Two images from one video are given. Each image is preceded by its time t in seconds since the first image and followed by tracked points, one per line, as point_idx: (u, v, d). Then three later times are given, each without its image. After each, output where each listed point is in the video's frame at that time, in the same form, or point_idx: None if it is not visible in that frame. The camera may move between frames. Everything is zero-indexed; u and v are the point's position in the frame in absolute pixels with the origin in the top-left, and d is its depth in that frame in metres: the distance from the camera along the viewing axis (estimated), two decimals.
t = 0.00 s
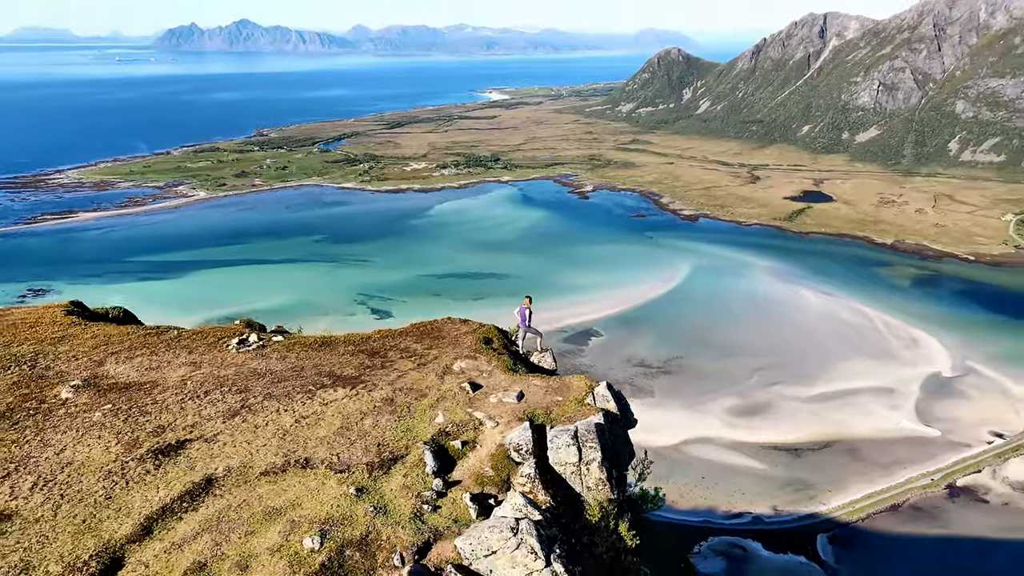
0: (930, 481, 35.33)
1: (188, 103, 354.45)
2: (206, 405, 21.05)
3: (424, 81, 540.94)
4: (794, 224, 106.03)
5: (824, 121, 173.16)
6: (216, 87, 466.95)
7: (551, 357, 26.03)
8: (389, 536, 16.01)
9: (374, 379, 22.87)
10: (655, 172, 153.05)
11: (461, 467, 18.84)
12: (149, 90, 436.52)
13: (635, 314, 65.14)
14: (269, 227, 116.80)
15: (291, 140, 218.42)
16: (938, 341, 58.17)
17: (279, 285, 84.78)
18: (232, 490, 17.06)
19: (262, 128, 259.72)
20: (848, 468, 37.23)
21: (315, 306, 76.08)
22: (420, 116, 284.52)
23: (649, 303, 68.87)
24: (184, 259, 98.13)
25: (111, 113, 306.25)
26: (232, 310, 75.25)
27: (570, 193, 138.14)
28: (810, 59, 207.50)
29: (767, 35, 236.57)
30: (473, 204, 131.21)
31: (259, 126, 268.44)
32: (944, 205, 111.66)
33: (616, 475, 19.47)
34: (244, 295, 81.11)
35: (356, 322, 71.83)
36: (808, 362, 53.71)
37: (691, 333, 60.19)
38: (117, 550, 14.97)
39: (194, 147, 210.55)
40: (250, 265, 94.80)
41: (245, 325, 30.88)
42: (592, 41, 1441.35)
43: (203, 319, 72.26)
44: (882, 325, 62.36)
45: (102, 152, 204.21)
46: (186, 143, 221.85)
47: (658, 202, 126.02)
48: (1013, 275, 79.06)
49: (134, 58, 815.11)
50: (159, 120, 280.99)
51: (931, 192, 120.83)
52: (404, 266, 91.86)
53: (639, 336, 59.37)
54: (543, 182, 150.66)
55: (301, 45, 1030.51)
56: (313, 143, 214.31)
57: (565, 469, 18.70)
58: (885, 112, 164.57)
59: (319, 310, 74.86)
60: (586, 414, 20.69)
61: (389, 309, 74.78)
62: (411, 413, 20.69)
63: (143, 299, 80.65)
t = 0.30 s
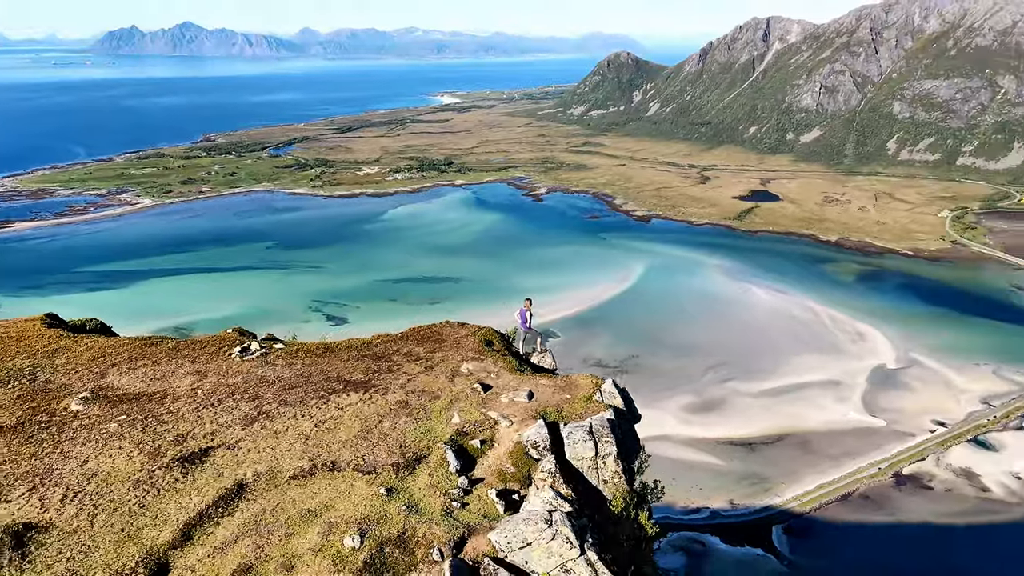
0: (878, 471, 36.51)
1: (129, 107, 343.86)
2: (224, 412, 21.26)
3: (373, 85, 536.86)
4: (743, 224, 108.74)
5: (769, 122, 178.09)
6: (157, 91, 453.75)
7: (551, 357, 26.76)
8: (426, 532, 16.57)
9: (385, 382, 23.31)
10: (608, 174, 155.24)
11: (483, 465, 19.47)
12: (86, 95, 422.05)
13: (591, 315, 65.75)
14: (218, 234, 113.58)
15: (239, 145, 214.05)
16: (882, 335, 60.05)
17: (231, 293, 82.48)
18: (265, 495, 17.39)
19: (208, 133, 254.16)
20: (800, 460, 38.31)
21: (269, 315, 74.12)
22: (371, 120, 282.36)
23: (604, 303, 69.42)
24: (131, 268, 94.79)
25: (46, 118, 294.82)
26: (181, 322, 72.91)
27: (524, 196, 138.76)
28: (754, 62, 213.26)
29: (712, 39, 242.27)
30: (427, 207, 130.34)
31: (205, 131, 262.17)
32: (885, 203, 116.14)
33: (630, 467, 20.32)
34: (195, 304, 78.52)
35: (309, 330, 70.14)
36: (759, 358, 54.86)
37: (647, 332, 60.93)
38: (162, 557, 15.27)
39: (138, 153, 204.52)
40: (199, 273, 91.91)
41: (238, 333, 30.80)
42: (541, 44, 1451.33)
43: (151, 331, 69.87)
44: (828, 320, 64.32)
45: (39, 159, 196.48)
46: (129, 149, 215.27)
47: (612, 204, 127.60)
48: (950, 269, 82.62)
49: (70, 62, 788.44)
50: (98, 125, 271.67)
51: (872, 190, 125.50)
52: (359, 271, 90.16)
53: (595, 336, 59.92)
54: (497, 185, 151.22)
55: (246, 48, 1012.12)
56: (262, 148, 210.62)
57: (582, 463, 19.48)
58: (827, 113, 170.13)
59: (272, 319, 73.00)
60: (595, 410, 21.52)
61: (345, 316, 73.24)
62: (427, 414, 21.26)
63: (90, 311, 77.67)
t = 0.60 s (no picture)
0: (826, 461, 37.85)
1: (62, 113, 331.04)
2: (238, 420, 21.45)
3: (319, 88, 529.99)
4: (691, 223, 111.17)
5: (714, 123, 182.30)
6: (92, 96, 437.83)
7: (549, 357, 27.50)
8: (458, 529, 17.15)
9: (393, 386, 23.73)
10: (559, 176, 156.72)
11: (501, 462, 20.10)
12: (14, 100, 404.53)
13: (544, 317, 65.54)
14: (160, 243, 108.46)
15: (182, 151, 208.32)
16: (827, 329, 61.24)
17: (175, 302, 78.09)
18: (294, 499, 17.72)
19: (148, 139, 246.87)
20: (752, 453, 39.21)
21: (214, 324, 70.09)
22: (319, 124, 278.73)
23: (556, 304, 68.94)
24: (67, 278, 89.91)
25: None
26: (120, 333, 68.89)
27: (476, 198, 138.50)
28: (698, 65, 218.30)
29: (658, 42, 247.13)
30: (379, 211, 127.73)
31: (145, 137, 254.35)
32: (826, 201, 120.37)
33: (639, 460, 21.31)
34: (135, 314, 73.95)
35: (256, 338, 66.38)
36: (709, 355, 55.00)
37: (600, 332, 60.57)
38: (203, 563, 15.55)
39: (75, 160, 197.03)
40: (140, 281, 87.20)
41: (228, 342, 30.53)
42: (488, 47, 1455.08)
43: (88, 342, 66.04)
44: (774, 315, 65.50)
45: None
46: (65, 156, 207.14)
47: (563, 205, 128.83)
48: (888, 263, 85.76)
49: None
50: (30, 132, 260.61)
51: (814, 189, 129.88)
52: (311, 277, 85.82)
53: (550, 336, 59.62)
54: (449, 188, 150.94)
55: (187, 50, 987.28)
56: (206, 154, 205.79)
57: (594, 457, 20.31)
58: (769, 114, 175.05)
59: (218, 328, 69.15)
60: (601, 407, 22.32)
61: (296, 323, 69.45)
62: (441, 416, 21.78)
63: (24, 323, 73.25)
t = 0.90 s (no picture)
0: (774, 453, 39.27)
1: None
2: (250, 428, 21.61)
3: (262, 92, 520.56)
4: (639, 223, 113.47)
5: (659, 125, 186.07)
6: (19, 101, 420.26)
7: (542, 358, 28.16)
8: (486, 526, 17.72)
9: (399, 390, 24.14)
10: (508, 179, 157.82)
11: (514, 460, 20.76)
12: None
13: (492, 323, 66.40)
14: (97, 252, 104.21)
15: (120, 158, 201.89)
16: (773, 325, 63.09)
17: (116, 311, 74.90)
18: (320, 503, 18.05)
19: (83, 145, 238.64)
20: (704, 449, 39.94)
21: (155, 334, 67.42)
22: (263, 128, 273.85)
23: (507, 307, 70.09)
24: None
25: None
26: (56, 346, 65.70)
27: (426, 202, 138.18)
28: (642, 68, 222.71)
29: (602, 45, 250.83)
30: (327, 216, 126.14)
31: (78, 144, 245.37)
32: (767, 200, 124.32)
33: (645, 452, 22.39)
34: (72, 326, 70.51)
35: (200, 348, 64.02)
36: (658, 352, 56.09)
37: (551, 333, 61.44)
38: (242, 569, 15.82)
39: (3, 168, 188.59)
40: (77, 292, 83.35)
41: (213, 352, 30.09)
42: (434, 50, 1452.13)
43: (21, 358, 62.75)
44: (722, 312, 67.14)
45: None
46: None
47: (513, 207, 129.84)
48: (827, 260, 89.16)
49: None
50: None
51: (756, 188, 133.92)
52: (258, 285, 83.21)
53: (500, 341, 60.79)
54: (398, 191, 150.18)
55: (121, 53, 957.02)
56: (145, 160, 200.17)
57: (604, 453, 21.09)
58: (712, 116, 179.52)
59: (160, 338, 66.52)
60: (605, 405, 23.17)
61: (245, 332, 67.40)
62: (453, 417, 22.33)
63: None
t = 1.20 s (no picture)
0: (724, 448, 40.23)
1: None
2: (261, 436, 21.76)
3: (199, 96, 508.04)
4: (587, 224, 115.28)
5: (604, 128, 188.88)
6: None
7: (535, 359, 28.91)
8: (511, 523, 18.31)
9: (404, 395, 24.49)
10: (455, 183, 158.07)
11: (526, 458, 21.39)
12: None
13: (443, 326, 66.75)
14: (26, 262, 98.94)
15: (49, 165, 193.87)
16: (719, 323, 64.74)
17: (48, 325, 70.77)
18: (346, 507, 18.38)
19: (9, 152, 228.87)
20: (655, 445, 40.57)
21: (92, 347, 64.10)
22: (202, 134, 267.19)
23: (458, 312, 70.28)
24: None
25: None
26: None
27: (373, 207, 137.29)
28: (586, 71, 225.96)
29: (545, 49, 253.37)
30: (271, 222, 123.86)
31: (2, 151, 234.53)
32: (710, 200, 127.72)
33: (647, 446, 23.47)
34: None
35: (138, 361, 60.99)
36: (607, 353, 57.07)
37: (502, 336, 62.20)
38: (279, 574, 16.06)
39: None
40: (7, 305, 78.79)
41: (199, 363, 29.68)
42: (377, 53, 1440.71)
43: None
44: (670, 311, 68.62)
45: None
46: None
47: (462, 211, 130.19)
48: (769, 257, 92.22)
49: None
50: None
51: (699, 188, 137.38)
52: (201, 294, 79.85)
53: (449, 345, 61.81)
54: (345, 197, 148.70)
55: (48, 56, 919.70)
56: (78, 167, 193.20)
57: (611, 448, 21.92)
58: (655, 118, 183.26)
59: (97, 351, 63.26)
60: (607, 403, 24.03)
61: (188, 342, 64.72)
62: (462, 420, 22.85)
63: None
